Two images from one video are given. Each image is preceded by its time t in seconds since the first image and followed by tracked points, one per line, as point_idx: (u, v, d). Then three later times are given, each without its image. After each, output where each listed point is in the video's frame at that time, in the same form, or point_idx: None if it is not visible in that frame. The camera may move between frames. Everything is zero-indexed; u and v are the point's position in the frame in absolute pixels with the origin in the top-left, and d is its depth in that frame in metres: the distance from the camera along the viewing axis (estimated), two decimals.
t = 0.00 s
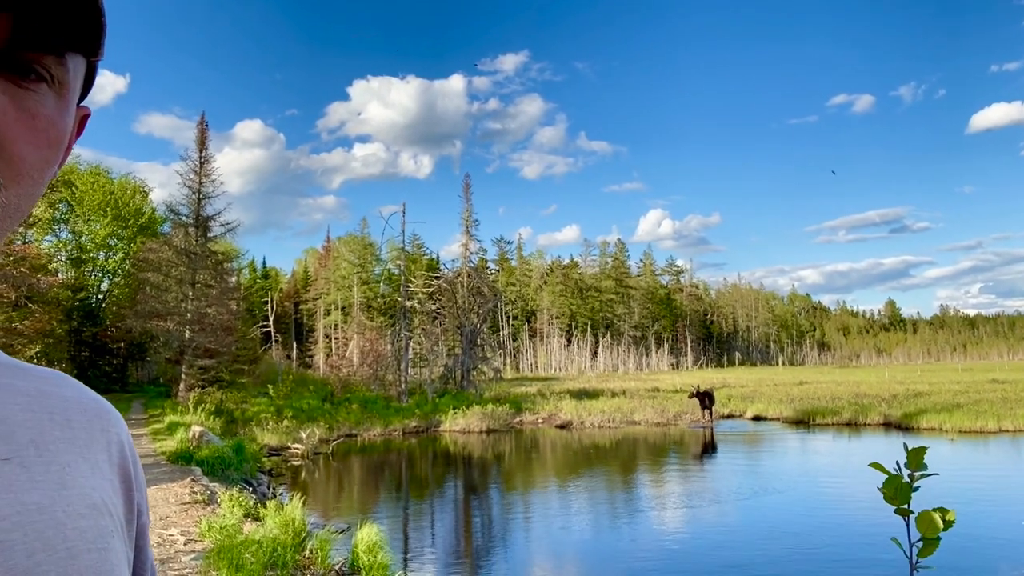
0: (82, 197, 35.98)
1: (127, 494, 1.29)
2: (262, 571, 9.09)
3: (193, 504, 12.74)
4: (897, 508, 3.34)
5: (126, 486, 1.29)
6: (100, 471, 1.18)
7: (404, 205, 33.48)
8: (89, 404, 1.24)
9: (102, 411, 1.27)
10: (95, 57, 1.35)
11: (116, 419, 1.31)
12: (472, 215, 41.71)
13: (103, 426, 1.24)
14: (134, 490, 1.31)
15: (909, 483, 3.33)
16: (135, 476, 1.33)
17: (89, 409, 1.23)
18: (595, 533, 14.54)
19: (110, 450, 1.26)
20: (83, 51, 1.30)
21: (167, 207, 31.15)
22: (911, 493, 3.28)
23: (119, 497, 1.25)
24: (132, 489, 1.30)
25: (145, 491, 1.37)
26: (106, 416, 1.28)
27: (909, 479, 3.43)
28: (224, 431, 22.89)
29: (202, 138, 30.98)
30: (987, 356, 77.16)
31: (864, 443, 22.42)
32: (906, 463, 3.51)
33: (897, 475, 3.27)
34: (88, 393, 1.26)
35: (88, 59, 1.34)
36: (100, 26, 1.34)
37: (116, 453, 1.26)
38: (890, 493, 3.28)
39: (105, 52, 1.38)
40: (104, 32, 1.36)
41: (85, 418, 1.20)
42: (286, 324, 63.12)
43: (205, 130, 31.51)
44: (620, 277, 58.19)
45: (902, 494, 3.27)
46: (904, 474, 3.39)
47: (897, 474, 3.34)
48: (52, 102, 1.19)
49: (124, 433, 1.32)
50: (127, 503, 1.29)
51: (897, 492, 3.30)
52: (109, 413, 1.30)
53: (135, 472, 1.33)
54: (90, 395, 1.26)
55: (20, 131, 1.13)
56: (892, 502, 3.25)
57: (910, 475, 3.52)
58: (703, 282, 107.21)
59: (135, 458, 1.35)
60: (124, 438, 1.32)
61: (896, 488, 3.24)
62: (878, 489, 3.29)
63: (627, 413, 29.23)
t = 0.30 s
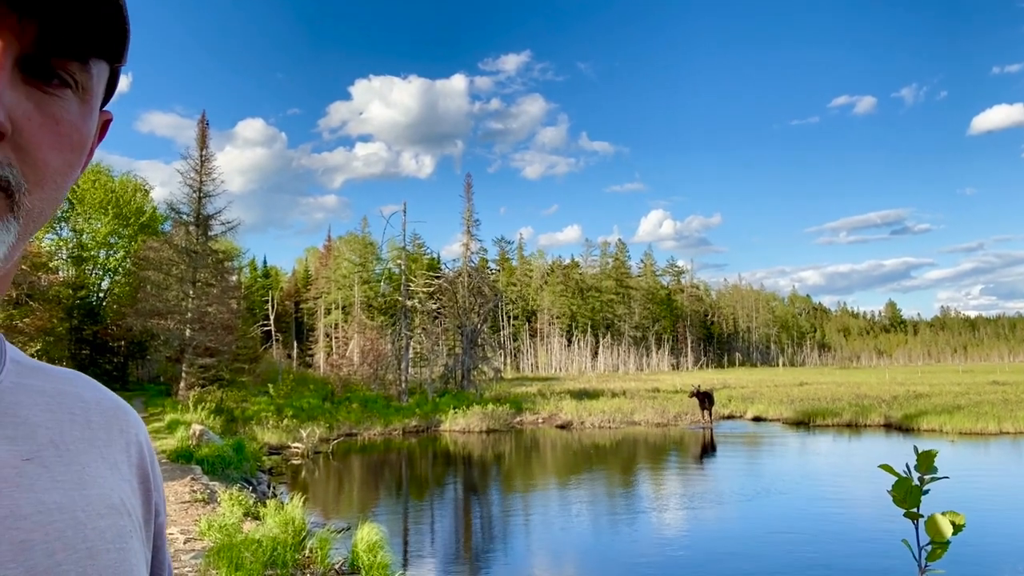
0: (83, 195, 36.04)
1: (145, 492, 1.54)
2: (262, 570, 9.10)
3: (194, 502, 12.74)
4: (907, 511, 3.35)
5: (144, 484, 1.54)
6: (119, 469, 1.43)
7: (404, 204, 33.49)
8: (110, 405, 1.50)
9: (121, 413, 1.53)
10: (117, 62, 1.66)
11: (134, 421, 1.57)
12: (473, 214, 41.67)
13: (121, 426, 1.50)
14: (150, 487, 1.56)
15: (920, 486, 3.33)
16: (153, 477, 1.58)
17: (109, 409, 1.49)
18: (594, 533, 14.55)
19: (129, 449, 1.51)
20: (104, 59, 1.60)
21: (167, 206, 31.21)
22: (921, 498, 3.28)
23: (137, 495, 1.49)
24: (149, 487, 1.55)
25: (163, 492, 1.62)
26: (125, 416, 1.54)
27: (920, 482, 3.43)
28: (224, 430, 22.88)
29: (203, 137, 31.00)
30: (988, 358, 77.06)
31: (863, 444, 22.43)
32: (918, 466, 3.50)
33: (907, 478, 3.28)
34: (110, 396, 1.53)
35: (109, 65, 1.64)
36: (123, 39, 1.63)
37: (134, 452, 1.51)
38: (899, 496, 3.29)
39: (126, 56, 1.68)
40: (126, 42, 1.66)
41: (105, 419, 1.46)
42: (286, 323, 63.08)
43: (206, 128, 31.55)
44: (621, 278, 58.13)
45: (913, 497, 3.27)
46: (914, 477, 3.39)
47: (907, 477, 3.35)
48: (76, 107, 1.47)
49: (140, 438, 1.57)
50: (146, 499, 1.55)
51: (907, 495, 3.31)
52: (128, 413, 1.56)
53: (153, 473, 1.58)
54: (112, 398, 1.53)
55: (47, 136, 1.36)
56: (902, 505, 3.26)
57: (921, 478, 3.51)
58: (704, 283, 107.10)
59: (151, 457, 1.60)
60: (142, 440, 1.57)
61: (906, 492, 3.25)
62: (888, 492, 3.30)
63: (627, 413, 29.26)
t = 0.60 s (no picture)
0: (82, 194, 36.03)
1: (153, 492, 1.54)
2: (260, 569, 9.10)
3: (192, 502, 12.73)
4: (906, 513, 3.36)
5: (152, 484, 1.54)
6: (127, 467, 1.43)
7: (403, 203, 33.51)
8: (117, 406, 1.51)
9: (128, 414, 1.54)
10: (126, 66, 1.67)
11: (141, 422, 1.58)
12: (472, 214, 41.69)
13: (128, 426, 1.51)
14: (159, 488, 1.56)
15: (919, 489, 3.33)
16: (160, 478, 1.58)
17: (116, 410, 1.50)
18: (593, 534, 14.54)
19: (135, 448, 1.51)
20: (112, 62, 1.61)
21: (167, 204, 31.23)
22: (920, 500, 3.28)
23: (144, 496, 1.49)
24: (157, 487, 1.55)
25: (170, 492, 1.62)
26: (132, 418, 1.55)
27: (919, 485, 3.42)
28: (222, 429, 22.87)
29: (202, 136, 30.99)
30: (986, 360, 77.11)
31: (863, 446, 22.43)
32: (918, 469, 3.49)
33: (906, 481, 3.29)
34: (117, 397, 1.54)
35: (117, 69, 1.65)
36: (132, 44, 1.64)
37: (141, 452, 1.52)
38: (898, 499, 3.30)
39: (135, 61, 1.69)
40: (136, 46, 1.66)
41: (112, 418, 1.46)
42: (286, 323, 63.06)
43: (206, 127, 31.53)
44: (621, 278, 58.14)
45: (912, 500, 3.27)
46: (914, 480, 3.39)
47: (907, 480, 3.35)
48: (85, 111, 1.48)
49: (148, 440, 1.58)
50: (154, 500, 1.55)
51: (906, 498, 3.31)
52: (134, 414, 1.57)
53: (160, 473, 1.59)
54: (118, 399, 1.54)
55: (57, 139, 1.39)
56: (901, 508, 3.26)
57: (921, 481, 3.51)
58: (703, 284, 107.14)
59: (159, 458, 1.60)
60: (149, 440, 1.58)
61: (905, 494, 3.26)
62: (889, 495, 3.30)
63: (626, 413, 29.26)
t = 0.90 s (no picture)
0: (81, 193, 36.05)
1: (164, 492, 1.65)
2: (260, 570, 9.12)
3: (191, 502, 12.72)
4: (910, 517, 3.37)
5: (162, 485, 1.66)
6: (137, 469, 1.55)
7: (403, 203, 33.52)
8: (128, 411, 1.64)
9: (138, 418, 1.66)
10: (127, 68, 1.68)
11: (151, 426, 1.69)
12: (471, 214, 41.69)
13: (139, 429, 1.63)
14: (169, 488, 1.67)
15: (923, 493, 3.35)
16: (170, 479, 1.69)
17: (126, 414, 1.62)
18: (591, 535, 14.53)
19: (145, 451, 1.63)
20: (113, 64, 1.61)
21: (166, 204, 31.24)
22: (925, 505, 3.29)
23: (156, 496, 1.61)
24: (168, 488, 1.67)
25: (181, 493, 1.74)
26: (142, 422, 1.67)
27: (923, 489, 3.43)
28: (221, 429, 22.86)
29: (202, 135, 30.98)
30: (984, 361, 77.28)
31: (861, 447, 22.45)
32: (922, 473, 3.51)
33: (911, 485, 3.29)
34: (128, 401, 1.67)
35: (118, 70, 1.65)
36: (134, 47, 1.66)
37: (151, 455, 1.64)
38: (902, 503, 3.31)
39: (137, 62, 1.70)
40: (138, 48, 1.67)
41: (122, 421, 1.58)
42: (284, 323, 63.01)
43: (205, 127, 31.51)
44: (620, 279, 58.16)
45: (916, 503, 3.29)
46: (918, 484, 3.40)
47: (910, 484, 3.36)
48: (87, 115, 1.49)
49: (158, 445, 1.70)
50: (165, 501, 1.66)
51: (911, 502, 3.32)
52: (145, 418, 1.69)
53: (170, 474, 1.70)
54: (127, 403, 1.66)
55: (61, 147, 1.40)
56: (906, 512, 3.28)
57: (926, 485, 3.52)
58: (702, 285, 107.11)
59: (169, 460, 1.72)
60: (158, 442, 1.69)
61: (909, 498, 3.27)
62: (893, 499, 3.32)
63: (625, 414, 29.28)
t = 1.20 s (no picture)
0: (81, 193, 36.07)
1: (172, 495, 1.66)
2: (261, 570, 9.12)
3: (192, 502, 12.72)
4: (918, 519, 3.38)
5: (170, 488, 1.66)
6: (146, 471, 1.55)
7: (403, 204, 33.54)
8: (134, 413, 1.64)
9: (145, 421, 1.66)
10: (134, 72, 1.68)
11: (158, 429, 1.70)
12: (471, 214, 41.69)
13: (146, 431, 1.63)
14: (177, 491, 1.68)
15: (931, 495, 3.35)
16: (177, 482, 1.70)
17: (132, 417, 1.62)
18: (590, 536, 14.52)
19: (153, 453, 1.64)
20: (120, 68, 1.62)
21: (166, 204, 31.23)
22: (933, 506, 3.30)
23: (164, 498, 1.62)
24: (175, 491, 1.67)
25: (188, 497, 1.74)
26: (150, 425, 1.68)
27: (931, 490, 3.44)
28: (221, 429, 22.85)
29: (202, 136, 30.99)
30: (983, 362, 77.34)
31: (861, 448, 22.45)
32: (930, 474, 3.51)
33: (919, 486, 3.30)
34: (134, 404, 1.67)
35: (125, 75, 1.66)
36: (140, 52, 1.65)
37: (158, 455, 1.64)
38: (910, 504, 3.32)
39: (144, 68, 1.70)
40: (144, 53, 1.67)
41: (129, 425, 1.59)
42: (284, 323, 62.98)
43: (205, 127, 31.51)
44: (619, 280, 58.18)
45: (924, 505, 3.29)
46: (926, 485, 3.41)
47: (919, 485, 3.37)
48: (95, 120, 1.49)
49: (165, 445, 1.70)
50: (173, 502, 1.67)
51: (919, 503, 3.33)
52: (151, 421, 1.69)
53: (177, 477, 1.70)
54: (134, 406, 1.67)
55: (70, 151, 1.41)
56: (914, 513, 3.28)
57: (934, 486, 3.53)
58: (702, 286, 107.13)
59: (176, 463, 1.72)
60: (165, 446, 1.70)
61: (917, 499, 3.28)
62: (901, 500, 3.32)
63: (624, 415, 29.27)
